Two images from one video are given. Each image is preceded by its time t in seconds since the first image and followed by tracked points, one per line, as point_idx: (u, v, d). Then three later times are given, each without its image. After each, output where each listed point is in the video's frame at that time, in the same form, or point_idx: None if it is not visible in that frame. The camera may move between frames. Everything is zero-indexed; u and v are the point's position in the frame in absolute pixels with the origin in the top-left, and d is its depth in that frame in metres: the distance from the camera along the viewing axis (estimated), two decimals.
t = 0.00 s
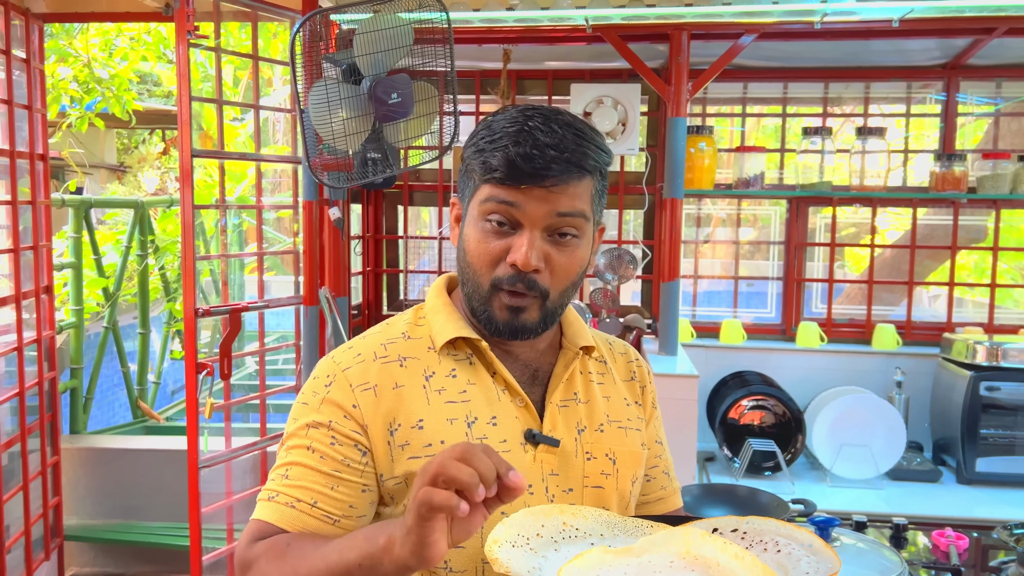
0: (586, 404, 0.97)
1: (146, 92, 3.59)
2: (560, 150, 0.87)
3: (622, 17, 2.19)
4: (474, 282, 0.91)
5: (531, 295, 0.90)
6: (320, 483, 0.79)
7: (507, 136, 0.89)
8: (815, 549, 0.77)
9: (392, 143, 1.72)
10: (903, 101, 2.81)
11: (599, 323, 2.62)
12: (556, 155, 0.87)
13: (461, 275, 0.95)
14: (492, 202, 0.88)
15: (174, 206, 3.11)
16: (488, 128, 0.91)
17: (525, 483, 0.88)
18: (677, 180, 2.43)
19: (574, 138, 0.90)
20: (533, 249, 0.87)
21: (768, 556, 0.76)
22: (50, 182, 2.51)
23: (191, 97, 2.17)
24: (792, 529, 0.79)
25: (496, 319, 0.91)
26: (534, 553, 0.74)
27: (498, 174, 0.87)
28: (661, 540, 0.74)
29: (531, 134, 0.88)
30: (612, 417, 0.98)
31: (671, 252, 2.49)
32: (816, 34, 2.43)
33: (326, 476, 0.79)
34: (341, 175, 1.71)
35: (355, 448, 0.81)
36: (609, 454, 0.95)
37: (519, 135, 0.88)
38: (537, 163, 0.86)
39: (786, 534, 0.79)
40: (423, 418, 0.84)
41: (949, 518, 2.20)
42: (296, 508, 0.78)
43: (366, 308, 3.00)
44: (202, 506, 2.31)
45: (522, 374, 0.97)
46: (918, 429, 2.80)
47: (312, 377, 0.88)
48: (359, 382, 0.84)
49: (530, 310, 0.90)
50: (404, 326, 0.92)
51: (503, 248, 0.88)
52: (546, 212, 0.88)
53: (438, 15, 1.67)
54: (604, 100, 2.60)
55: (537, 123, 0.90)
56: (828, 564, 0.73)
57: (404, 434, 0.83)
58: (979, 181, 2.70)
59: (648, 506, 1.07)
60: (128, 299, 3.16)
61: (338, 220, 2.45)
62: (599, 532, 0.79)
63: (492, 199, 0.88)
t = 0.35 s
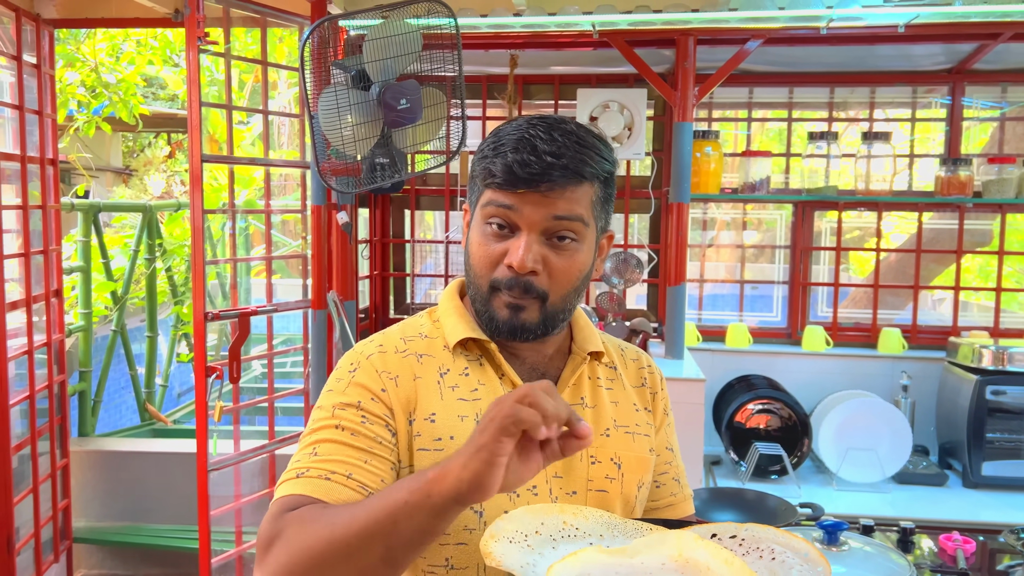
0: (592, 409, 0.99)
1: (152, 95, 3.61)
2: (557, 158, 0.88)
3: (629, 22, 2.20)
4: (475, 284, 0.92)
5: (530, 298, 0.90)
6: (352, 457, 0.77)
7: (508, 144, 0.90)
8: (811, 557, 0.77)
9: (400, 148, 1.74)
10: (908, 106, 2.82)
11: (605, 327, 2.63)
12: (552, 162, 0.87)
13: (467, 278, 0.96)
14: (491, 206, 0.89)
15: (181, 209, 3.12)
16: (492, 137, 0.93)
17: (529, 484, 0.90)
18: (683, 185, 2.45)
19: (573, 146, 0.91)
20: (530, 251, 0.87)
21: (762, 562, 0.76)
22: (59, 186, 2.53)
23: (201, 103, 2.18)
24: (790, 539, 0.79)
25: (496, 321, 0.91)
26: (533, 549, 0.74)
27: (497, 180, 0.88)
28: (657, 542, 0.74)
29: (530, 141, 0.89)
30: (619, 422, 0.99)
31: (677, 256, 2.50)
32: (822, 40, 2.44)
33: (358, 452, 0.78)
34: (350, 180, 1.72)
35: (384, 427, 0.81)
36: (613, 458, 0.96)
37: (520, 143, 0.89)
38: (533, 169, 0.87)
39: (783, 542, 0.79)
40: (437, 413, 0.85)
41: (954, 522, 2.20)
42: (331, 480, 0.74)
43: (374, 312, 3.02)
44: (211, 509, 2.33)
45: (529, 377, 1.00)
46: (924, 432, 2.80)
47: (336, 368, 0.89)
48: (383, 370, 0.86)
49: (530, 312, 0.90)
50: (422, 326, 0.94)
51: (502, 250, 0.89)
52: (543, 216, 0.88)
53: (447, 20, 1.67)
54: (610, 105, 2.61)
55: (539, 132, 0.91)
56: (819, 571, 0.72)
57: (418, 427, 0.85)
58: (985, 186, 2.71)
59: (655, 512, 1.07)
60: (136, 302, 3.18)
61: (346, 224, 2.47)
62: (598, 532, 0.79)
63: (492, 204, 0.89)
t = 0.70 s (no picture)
0: (601, 415, 0.99)
1: (154, 99, 3.63)
2: (568, 161, 0.89)
3: (634, 26, 2.21)
4: (485, 289, 0.93)
5: (543, 303, 0.92)
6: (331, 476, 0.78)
7: (518, 148, 0.91)
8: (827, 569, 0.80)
9: (407, 151, 1.74)
10: (912, 108, 2.83)
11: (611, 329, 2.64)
12: (564, 166, 0.89)
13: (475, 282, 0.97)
14: (503, 210, 0.91)
15: (188, 211, 3.13)
16: (501, 140, 0.95)
17: (537, 493, 0.89)
18: (689, 187, 2.46)
19: (584, 150, 0.92)
20: (542, 257, 0.89)
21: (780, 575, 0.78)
22: (68, 189, 2.55)
23: (210, 106, 2.20)
24: (805, 550, 0.81)
25: (506, 325, 0.92)
26: (550, 566, 0.75)
27: (508, 184, 0.90)
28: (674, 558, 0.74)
29: (541, 145, 0.91)
30: (628, 428, 0.99)
31: (683, 259, 2.51)
32: (826, 43, 2.45)
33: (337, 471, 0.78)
34: (358, 182, 1.73)
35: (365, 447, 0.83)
36: (623, 465, 0.95)
37: (530, 147, 0.91)
38: (544, 174, 0.88)
39: (799, 554, 0.82)
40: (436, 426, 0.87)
41: (959, 522, 2.21)
42: (304, 497, 0.77)
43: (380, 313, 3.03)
44: (219, 510, 2.34)
45: (538, 384, 0.99)
46: (928, 434, 2.81)
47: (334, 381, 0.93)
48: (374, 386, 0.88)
49: (541, 317, 0.92)
50: (424, 334, 0.97)
51: (513, 254, 0.90)
52: (555, 221, 0.89)
53: (454, 24, 1.69)
54: (615, 108, 2.63)
55: (548, 134, 0.92)
56: None
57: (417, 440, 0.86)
58: (988, 188, 2.72)
59: (660, 513, 1.09)
60: (142, 304, 3.19)
61: (353, 226, 2.49)
62: (613, 544, 0.81)
63: (503, 209, 0.91)
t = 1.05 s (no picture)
0: (604, 412, 0.99)
1: (154, 101, 3.63)
2: (559, 148, 0.89)
3: (640, 26, 2.22)
4: (481, 285, 0.93)
5: (540, 295, 0.92)
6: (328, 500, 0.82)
7: (508, 139, 0.91)
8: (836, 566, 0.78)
9: (414, 150, 1.73)
10: (916, 108, 2.84)
11: (616, 328, 2.65)
12: (554, 153, 0.88)
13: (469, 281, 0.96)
14: (495, 203, 0.90)
15: (193, 212, 3.13)
16: (490, 133, 0.94)
17: (545, 494, 0.88)
18: (695, 187, 2.47)
19: (574, 137, 0.92)
20: (538, 249, 0.89)
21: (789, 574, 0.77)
22: (75, 189, 2.55)
23: (217, 106, 2.20)
24: (812, 548, 0.80)
25: (504, 320, 0.92)
26: (551, 570, 0.75)
27: (500, 175, 0.89)
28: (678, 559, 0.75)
29: (531, 134, 0.91)
30: (630, 425, 1.00)
31: (689, 259, 2.53)
32: (831, 43, 2.46)
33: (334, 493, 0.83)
34: (365, 182, 1.72)
35: (361, 463, 0.84)
36: (628, 462, 0.96)
37: (520, 137, 0.91)
38: (535, 162, 0.88)
39: (805, 552, 0.80)
40: (437, 433, 0.86)
41: (966, 520, 2.21)
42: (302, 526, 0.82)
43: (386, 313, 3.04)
44: (227, 509, 2.34)
45: (537, 383, 0.99)
46: (933, 433, 2.82)
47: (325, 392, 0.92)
48: (368, 397, 0.87)
49: (540, 310, 0.92)
50: (414, 338, 0.94)
51: (507, 248, 0.90)
52: (549, 209, 0.89)
53: (462, 23, 1.70)
54: (620, 107, 2.63)
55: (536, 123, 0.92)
56: None
57: (417, 449, 0.85)
58: (992, 187, 2.73)
59: (665, 511, 1.09)
60: (147, 304, 3.20)
61: (360, 225, 2.50)
62: (615, 547, 0.80)
63: (494, 202, 0.90)
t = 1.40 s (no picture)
0: (602, 391, 0.97)
1: (152, 97, 3.61)
2: (544, 107, 0.87)
3: (645, 14, 2.20)
4: (469, 261, 0.91)
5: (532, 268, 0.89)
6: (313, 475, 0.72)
7: (490, 102, 0.89)
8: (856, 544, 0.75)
9: (419, 140, 1.63)
10: (922, 98, 2.83)
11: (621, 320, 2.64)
12: (540, 112, 0.87)
13: (457, 258, 0.94)
14: (481, 171, 0.88)
15: (192, 206, 3.10)
16: (471, 97, 0.92)
17: (544, 479, 0.85)
18: (700, 177, 2.45)
19: (560, 96, 0.90)
20: (529, 219, 0.86)
21: (807, 556, 0.74)
22: (74, 181, 2.52)
23: (219, 96, 2.18)
24: (831, 527, 0.76)
25: (496, 296, 0.90)
26: (557, 559, 0.71)
27: (484, 140, 0.87)
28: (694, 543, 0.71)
29: (515, 94, 0.89)
30: (629, 405, 0.98)
31: (693, 249, 2.50)
32: (836, 32, 2.45)
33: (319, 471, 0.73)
34: (368, 172, 1.65)
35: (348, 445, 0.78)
36: (630, 444, 0.94)
37: (503, 98, 0.89)
38: (521, 123, 0.86)
39: (824, 532, 0.76)
40: (431, 413, 0.82)
41: (975, 511, 2.19)
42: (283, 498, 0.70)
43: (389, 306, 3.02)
44: (228, 502, 2.32)
45: (532, 363, 0.97)
46: (940, 425, 2.80)
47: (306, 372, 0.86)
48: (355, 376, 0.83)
49: (533, 283, 0.89)
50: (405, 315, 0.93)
51: (496, 219, 0.88)
52: (538, 175, 0.87)
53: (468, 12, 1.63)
54: (625, 98, 2.61)
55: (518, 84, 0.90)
56: (873, 566, 0.70)
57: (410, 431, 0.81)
58: (999, 178, 2.72)
59: (666, 496, 1.07)
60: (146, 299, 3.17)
61: (363, 216, 2.48)
62: (622, 533, 0.78)
63: (479, 171, 0.88)
